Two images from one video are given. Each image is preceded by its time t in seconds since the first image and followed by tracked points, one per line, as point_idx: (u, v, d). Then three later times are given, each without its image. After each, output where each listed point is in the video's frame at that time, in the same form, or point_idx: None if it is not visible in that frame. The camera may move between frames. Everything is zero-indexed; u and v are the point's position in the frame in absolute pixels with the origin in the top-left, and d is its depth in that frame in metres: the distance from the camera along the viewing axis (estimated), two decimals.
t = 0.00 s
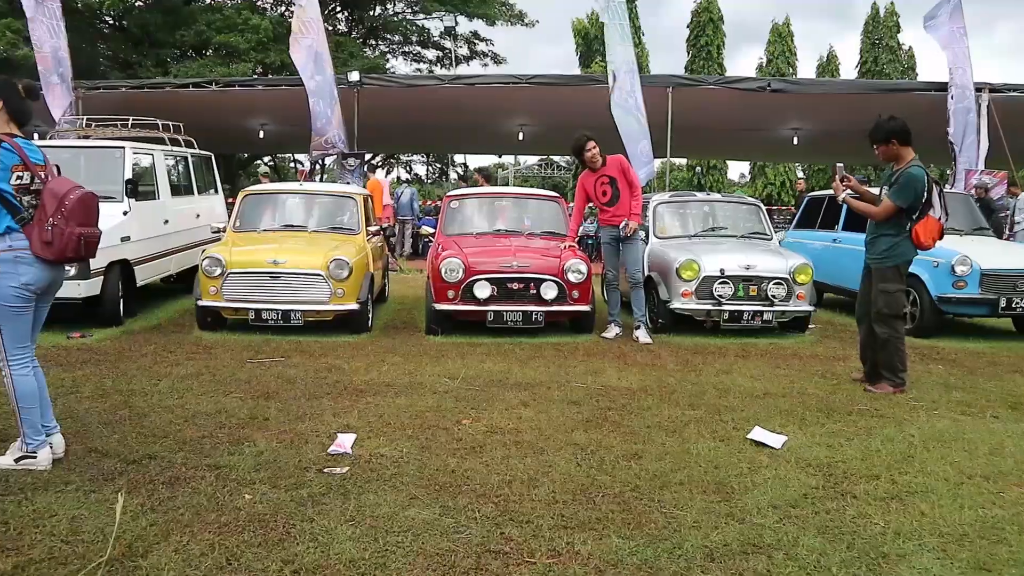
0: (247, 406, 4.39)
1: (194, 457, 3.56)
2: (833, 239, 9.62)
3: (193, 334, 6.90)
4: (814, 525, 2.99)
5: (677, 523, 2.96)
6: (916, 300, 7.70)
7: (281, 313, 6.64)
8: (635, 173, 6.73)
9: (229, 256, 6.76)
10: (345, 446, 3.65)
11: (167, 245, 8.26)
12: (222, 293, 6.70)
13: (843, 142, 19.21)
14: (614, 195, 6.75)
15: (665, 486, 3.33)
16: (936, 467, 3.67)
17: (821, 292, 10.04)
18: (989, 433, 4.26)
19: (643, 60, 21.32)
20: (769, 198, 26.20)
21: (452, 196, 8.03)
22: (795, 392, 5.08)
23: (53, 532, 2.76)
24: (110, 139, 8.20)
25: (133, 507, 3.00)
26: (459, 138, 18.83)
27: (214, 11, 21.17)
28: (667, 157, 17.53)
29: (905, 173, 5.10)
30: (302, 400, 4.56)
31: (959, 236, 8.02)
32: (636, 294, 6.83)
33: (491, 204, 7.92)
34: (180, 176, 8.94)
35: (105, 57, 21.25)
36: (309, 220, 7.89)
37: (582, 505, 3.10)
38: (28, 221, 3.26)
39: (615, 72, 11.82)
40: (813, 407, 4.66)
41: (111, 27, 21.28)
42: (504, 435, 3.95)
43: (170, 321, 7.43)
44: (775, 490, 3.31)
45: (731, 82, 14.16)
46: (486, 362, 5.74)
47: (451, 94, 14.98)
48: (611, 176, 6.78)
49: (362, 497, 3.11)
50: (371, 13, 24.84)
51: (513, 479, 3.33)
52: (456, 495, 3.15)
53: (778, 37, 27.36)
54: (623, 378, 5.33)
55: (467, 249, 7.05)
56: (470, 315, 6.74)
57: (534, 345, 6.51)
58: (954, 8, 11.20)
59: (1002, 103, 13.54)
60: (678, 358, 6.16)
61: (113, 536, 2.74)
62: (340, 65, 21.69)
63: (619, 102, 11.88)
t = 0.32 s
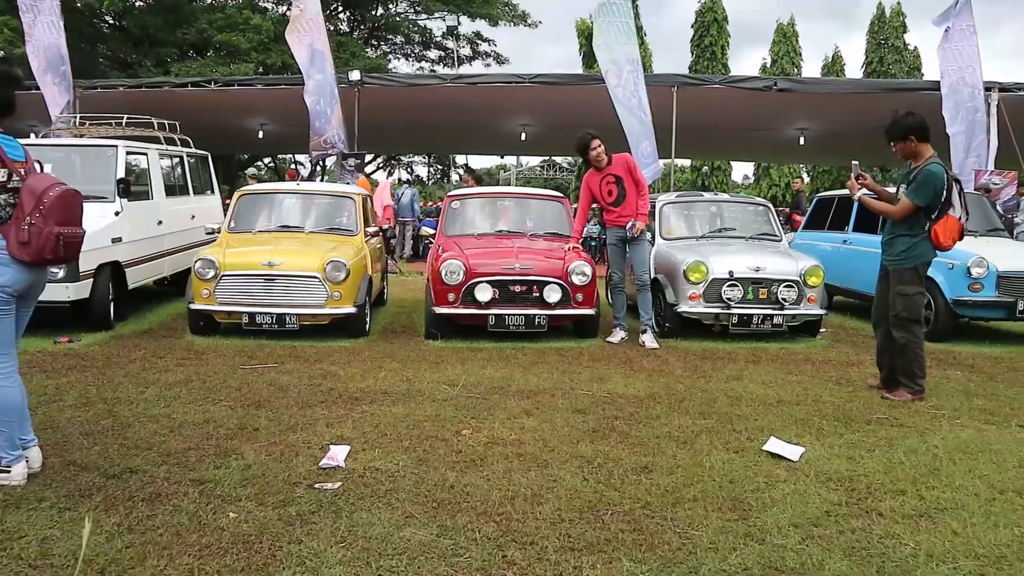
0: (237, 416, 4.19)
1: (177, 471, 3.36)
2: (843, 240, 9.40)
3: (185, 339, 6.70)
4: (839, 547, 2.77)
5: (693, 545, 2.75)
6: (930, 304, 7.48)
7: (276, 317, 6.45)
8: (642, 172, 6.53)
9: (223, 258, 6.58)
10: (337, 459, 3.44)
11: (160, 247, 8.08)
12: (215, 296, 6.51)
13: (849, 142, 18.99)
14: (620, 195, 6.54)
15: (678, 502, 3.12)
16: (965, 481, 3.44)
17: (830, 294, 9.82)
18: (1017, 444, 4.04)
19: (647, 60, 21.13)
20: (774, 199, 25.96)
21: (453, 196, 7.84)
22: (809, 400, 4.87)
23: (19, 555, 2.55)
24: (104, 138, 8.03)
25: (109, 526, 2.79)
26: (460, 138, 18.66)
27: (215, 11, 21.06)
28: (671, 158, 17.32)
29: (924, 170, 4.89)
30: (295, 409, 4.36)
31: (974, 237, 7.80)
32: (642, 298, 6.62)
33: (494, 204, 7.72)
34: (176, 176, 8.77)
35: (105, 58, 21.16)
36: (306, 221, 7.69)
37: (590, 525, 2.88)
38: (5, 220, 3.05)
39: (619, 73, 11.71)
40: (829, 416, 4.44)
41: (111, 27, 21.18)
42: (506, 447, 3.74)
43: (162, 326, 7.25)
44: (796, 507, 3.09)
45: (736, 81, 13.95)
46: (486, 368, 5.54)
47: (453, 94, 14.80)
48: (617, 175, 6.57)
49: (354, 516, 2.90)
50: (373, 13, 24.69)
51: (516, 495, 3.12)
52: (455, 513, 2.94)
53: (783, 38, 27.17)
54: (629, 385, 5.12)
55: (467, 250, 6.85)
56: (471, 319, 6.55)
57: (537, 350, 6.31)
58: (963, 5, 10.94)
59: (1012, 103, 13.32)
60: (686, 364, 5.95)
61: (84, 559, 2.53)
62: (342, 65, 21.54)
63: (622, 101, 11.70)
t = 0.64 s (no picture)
0: (225, 425, 4.01)
1: (159, 486, 3.17)
2: (853, 242, 9.18)
3: (178, 343, 6.51)
4: (866, 572, 2.57)
5: (708, 570, 2.55)
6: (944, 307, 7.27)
7: (271, 321, 6.28)
8: (649, 173, 6.33)
9: (217, 261, 6.42)
10: (328, 474, 3.24)
11: (154, 249, 7.91)
12: (209, 299, 6.35)
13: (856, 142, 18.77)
14: (626, 196, 6.34)
15: (691, 522, 2.91)
16: (996, 497, 3.21)
17: (840, 297, 9.60)
18: None
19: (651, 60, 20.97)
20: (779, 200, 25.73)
21: (455, 196, 7.65)
22: (824, 408, 4.66)
23: None
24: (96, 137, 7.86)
25: (80, 549, 2.60)
26: (463, 139, 18.47)
27: (217, 11, 20.95)
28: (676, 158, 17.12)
29: (944, 170, 4.69)
30: (286, 418, 4.17)
31: (988, 239, 7.58)
32: (649, 301, 6.43)
33: (496, 205, 7.53)
34: (170, 177, 8.59)
35: (106, 58, 21.04)
36: (303, 222, 7.51)
37: (597, 548, 2.68)
38: None
39: (625, 73, 11.52)
40: (846, 426, 4.23)
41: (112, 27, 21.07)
42: (507, 459, 3.54)
43: (155, 330, 7.07)
44: (818, 526, 2.88)
45: (742, 81, 13.75)
46: (487, 375, 5.34)
47: (455, 94, 14.63)
48: (623, 176, 6.36)
49: (344, 537, 2.71)
50: (376, 14, 24.56)
51: (517, 514, 2.92)
52: (452, 534, 2.74)
53: (788, 38, 26.96)
54: (635, 392, 4.92)
55: (468, 252, 6.66)
56: (472, 323, 6.36)
57: (539, 355, 6.11)
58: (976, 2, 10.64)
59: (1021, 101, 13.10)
60: (694, 370, 5.75)
61: None
62: (344, 65, 21.40)
63: (626, 100, 11.51)
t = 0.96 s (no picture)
0: (212, 436, 3.81)
1: (135, 503, 2.96)
2: (865, 243, 8.94)
3: (170, 348, 6.32)
4: None
5: None
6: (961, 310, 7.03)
7: (266, 326, 6.09)
8: (654, 172, 6.10)
9: (210, 264, 6.23)
10: (315, 490, 3.04)
11: (147, 251, 7.74)
12: (202, 303, 6.16)
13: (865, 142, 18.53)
14: (631, 196, 6.13)
15: (704, 545, 2.69)
16: None
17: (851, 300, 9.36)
18: None
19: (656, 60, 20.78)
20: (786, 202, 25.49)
21: (456, 197, 7.46)
22: (842, 417, 4.44)
23: None
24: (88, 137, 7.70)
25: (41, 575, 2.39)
26: (466, 140, 18.29)
27: (219, 13, 20.86)
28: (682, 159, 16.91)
29: (964, 166, 4.45)
30: (277, 428, 3.98)
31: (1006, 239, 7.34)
32: (656, 304, 6.20)
33: (498, 206, 7.33)
34: (165, 177, 8.43)
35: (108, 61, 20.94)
36: (300, 223, 7.32)
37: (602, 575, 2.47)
38: None
39: (630, 72, 11.31)
40: (866, 437, 4.00)
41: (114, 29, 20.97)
42: (508, 474, 3.33)
43: (148, 334, 6.89)
44: (842, 550, 2.66)
45: (749, 80, 13.53)
46: (489, 382, 5.12)
47: (458, 94, 14.45)
48: (628, 176, 6.15)
49: (329, 562, 2.50)
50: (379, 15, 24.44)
51: (516, 536, 2.71)
52: (445, 560, 2.53)
53: (794, 39, 26.75)
54: (643, 400, 4.71)
55: (470, 254, 6.45)
56: (473, 328, 6.16)
57: (543, 361, 5.90)
58: None
59: None
60: (704, 376, 5.52)
61: None
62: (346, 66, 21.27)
63: (629, 99, 11.30)
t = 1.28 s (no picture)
0: (195, 448, 3.60)
1: (105, 524, 2.75)
2: (878, 244, 8.68)
3: (162, 353, 6.12)
4: None
5: None
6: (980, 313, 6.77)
7: (260, 330, 5.89)
8: (662, 171, 5.87)
9: (203, 266, 6.04)
10: (299, 511, 2.83)
11: (141, 253, 7.57)
12: (194, 306, 5.97)
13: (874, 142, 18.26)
14: (638, 196, 5.90)
15: None
16: None
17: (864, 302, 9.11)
18: None
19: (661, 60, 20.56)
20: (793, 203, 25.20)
21: (457, 197, 7.25)
22: (862, 428, 4.20)
23: None
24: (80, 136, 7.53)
25: None
26: (470, 140, 18.08)
27: (222, 14, 20.76)
28: (688, 160, 16.66)
29: (990, 163, 4.20)
30: (265, 440, 3.77)
31: None
32: (665, 308, 5.98)
33: (500, 206, 7.11)
34: (161, 178, 8.26)
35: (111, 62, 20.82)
36: (297, 224, 7.13)
37: None
38: None
39: (635, 70, 11.07)
40: (889, 450, 3.76)
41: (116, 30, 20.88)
42: (507, 492, 3.10)
43: (141, 338, 6.69)
44: None
45: (757, 79, 13.29)
46: (490, 390, 4.90)
47: (460, 94, 14.25)
48: (634, 174, 5.91)
49: None
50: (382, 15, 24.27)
51: (514, 564, 2.49)
52: None
53: (800, 39, 26.49)
54: (651, 409, 4.48)
55: (471, 256, 6.23)
56: (475, 332, 5.94)
57: (547, 367, 5.68)
58: None
59: None
60: (715, 383, 5.29)
61: None
62: (350, 66, 21.11)
63: (633, 98, 11.06)
